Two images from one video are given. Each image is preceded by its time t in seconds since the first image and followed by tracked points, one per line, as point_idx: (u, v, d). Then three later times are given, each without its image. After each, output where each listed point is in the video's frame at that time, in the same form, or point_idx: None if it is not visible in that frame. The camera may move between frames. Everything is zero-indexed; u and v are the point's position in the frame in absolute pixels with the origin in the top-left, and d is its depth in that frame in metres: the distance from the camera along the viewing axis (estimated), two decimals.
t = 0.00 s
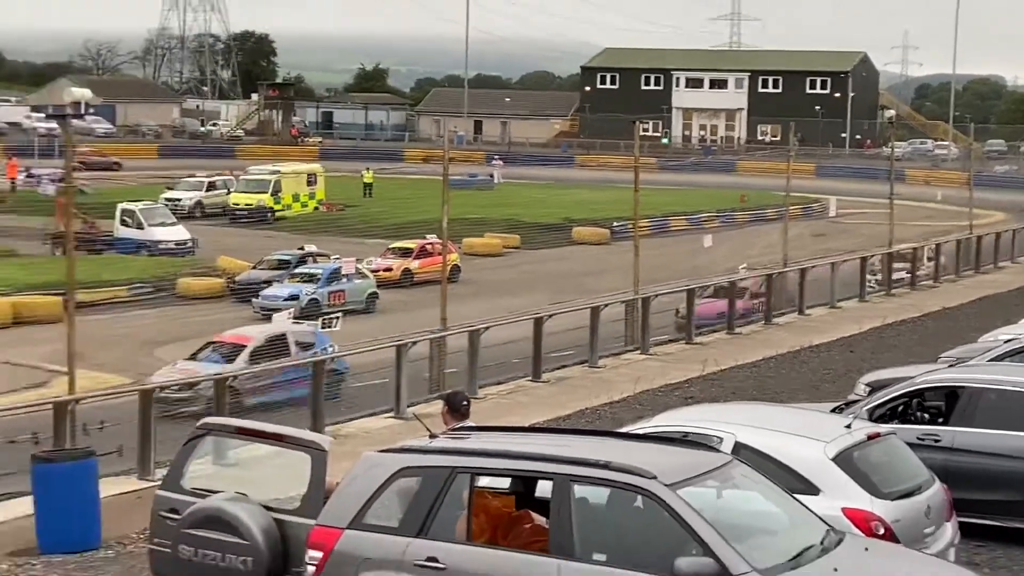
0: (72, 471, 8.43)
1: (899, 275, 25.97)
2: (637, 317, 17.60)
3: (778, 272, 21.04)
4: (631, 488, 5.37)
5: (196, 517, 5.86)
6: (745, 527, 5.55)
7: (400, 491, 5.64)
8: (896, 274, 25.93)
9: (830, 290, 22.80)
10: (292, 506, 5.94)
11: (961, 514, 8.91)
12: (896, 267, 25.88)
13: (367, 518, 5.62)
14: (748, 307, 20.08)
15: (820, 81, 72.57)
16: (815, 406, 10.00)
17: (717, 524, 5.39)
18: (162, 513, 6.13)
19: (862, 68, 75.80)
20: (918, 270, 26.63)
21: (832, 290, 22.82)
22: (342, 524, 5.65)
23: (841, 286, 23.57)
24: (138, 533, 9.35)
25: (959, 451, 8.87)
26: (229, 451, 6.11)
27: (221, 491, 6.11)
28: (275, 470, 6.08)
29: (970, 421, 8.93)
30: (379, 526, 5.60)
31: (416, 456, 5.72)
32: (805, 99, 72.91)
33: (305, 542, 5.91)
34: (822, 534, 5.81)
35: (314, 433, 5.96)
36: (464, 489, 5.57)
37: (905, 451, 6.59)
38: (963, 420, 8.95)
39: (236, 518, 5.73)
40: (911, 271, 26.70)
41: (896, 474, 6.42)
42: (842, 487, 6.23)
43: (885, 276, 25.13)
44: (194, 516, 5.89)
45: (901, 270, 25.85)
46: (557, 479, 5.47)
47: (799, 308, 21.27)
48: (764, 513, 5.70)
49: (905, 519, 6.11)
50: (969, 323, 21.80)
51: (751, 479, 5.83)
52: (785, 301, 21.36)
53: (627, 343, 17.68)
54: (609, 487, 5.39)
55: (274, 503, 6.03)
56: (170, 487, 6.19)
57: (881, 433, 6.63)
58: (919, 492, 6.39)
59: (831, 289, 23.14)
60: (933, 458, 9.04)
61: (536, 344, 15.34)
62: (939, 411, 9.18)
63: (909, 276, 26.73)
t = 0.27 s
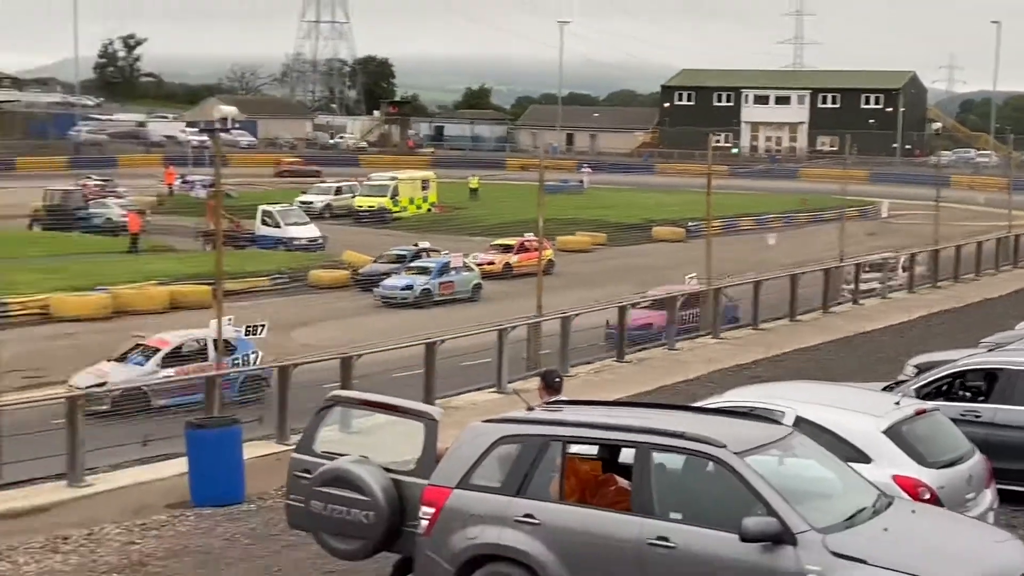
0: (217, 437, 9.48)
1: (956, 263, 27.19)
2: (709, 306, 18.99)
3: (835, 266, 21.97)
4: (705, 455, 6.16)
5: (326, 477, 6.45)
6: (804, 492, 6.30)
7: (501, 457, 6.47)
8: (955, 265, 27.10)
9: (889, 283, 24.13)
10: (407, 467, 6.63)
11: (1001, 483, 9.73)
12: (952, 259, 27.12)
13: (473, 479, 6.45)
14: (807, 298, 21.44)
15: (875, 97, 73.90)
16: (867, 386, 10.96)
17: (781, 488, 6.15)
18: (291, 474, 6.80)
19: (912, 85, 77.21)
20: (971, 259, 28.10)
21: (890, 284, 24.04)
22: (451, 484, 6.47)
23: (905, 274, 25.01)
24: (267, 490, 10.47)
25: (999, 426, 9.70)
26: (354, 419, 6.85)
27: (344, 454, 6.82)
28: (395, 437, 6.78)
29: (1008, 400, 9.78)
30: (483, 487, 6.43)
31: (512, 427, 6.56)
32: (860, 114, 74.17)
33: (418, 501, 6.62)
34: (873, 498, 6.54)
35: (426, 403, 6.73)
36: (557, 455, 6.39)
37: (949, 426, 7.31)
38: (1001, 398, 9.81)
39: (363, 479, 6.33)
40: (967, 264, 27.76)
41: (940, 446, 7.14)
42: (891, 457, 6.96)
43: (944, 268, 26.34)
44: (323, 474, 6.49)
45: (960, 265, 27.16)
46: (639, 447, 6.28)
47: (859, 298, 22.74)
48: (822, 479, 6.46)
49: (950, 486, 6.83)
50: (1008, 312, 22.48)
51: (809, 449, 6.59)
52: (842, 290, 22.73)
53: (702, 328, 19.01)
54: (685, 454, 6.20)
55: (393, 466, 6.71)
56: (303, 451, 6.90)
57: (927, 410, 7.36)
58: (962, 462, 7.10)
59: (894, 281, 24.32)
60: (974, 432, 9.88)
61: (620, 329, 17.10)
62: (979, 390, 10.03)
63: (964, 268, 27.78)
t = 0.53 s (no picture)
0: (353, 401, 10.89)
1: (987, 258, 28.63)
2: (763, 298, 20.57)
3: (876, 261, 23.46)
4: (758, 421, 7.41)
5: (444, 434, 7.83)
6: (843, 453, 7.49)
7: (587, 421, 7.83)
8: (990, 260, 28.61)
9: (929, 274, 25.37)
10: (509, 428, 8.10)
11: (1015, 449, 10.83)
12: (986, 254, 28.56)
13: (564, 438, 7.82)
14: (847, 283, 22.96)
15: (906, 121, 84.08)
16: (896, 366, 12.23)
17: (823, 450, 7.37)
18: (415, 432, 8.30)
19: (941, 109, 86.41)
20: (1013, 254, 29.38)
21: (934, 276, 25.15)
22: (546, 442, 7.85)
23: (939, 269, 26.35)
24: (394, 445, 11.64)
25: (1013, 399, 10.83)
26: (468, 387, 8.38)
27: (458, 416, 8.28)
28: (501, 403, 8.27)
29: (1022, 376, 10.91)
30: (573, 444, 7.78)
31: (596, 396, 7.90)
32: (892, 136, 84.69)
33: (518, 456, 8.02)
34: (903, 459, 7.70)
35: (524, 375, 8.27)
36: (634, 419, 7.70)
37: (966, 399, 8.48)
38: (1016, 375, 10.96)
39: (476, 437, 7.69)
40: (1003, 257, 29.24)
41: (961, 416, 8.30)
42: (918, 425, 8.14)
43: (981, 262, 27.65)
44: (440, 431, 7.90)
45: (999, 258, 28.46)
46: (703, 413, 7.56)
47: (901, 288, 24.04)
48: (857, 442, 7.65)
49: (970, 449, 7.97)
50: None
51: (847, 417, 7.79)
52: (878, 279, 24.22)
53: (752, 315, 20.40)
54: (742, 421, 7.45)
55: (499, 427, 8.19)
56: (425, 413, 8.38)
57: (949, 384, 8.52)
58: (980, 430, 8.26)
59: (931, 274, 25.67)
60: (992, 404, 11.01)
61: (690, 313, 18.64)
62: (995, 367, 11.23)
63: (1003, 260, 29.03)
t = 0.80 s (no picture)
0: (459, 373, 13.09)
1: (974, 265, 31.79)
2: (804, 291, 23.53)
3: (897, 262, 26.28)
4: (801, 397, 8.74)
5: (535, 402, 9.53)
6: (876, 424, 8.75)
7: (655, 394, 9.31)
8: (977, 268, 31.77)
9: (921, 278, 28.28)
10: (588, 399, 9.68)
11: None
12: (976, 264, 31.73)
13: (635, 408, 9.34)
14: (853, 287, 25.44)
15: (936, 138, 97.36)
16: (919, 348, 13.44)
17: (858, 421, 8.65)
18: (509, 401, 9.99)
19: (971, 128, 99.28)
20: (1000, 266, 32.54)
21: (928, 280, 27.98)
22: (619, 411, 9.39)
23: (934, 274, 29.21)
24: (494, 413, 13.80)
25: None
26: (554, 364, 10.04)
27: (545, 388, 9.94)
28: (582, 378, 9.87)
29: None
30: (642, 414, 9.29)
31: (661, 373, 9.39)
32: (923, 151, 98.02)
33: (596, 422, 9.57)
34: (930, 431, 8.92)
35: (603, 356, 9.82)
36: (695, 393, 9.16)
37: (986, 380, 9.71)
38: None
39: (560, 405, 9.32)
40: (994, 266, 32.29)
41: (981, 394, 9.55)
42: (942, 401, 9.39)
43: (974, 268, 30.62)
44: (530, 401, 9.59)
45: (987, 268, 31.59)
46: (754, 390, 8.95)
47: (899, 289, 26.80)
48: (889, 416, 8.90)
49: (988, 423, 9.20)
50: None
51: (880, 394, 9.07)
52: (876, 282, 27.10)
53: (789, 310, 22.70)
54: (788, 395, 8.81)
55: (579, 397, 9.79)
56: (517, 385, 10.07)
57: (969, 366, 9.81)
58: (997, 406, 9.49)
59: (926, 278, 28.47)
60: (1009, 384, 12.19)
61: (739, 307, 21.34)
62: (1010, 352, 12.43)
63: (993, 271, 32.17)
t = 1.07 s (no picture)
0: (537, 355, 15.26)
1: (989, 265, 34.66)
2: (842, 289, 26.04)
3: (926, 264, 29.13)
4: (841, 378, 9.89)
5: (603, 379, 11.17)
6: (910, 404, 9.80)
7: (709, 375, 10.72)
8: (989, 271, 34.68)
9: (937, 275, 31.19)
10: (650, 378, 11.25)
11: None
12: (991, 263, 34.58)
13: (691, 386, 10.78)
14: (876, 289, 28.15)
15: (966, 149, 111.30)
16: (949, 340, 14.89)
17: (893, 401, 9.72)
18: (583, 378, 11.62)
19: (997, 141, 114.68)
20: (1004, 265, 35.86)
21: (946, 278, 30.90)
22: (678, 388, 10.86)
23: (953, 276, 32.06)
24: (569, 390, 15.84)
25: None
26: (621, 347, 11.67)
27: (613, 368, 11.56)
28: (645, 360, 11.45)
29: None
30: (697, 391, 10.71)
31: (717, 356, 10.78)
32: (954, 160, 112.33)
33: (658, 399, 11.00)
34: (961, 412, 9.93)
35: (663, 341, 11.37)
36: (744, 374, 10.47)
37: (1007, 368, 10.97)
38: None
39: (625, 383, 10.91)
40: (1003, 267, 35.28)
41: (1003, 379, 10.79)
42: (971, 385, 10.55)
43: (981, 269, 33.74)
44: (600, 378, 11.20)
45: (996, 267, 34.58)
46: (798, 372, 10.16)
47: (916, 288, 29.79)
48: (923, 398, 9.95)
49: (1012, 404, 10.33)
50: None
51: (915, 378, 10.15)
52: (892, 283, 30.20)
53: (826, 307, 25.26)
54: (828, 377, 9.97)
55: (643, 376, 11.38)
56: (589, 365, 11.76)
57: (993, 355, 11.05)
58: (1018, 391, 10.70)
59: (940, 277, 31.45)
60: None
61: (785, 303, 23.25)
62: None
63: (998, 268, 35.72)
